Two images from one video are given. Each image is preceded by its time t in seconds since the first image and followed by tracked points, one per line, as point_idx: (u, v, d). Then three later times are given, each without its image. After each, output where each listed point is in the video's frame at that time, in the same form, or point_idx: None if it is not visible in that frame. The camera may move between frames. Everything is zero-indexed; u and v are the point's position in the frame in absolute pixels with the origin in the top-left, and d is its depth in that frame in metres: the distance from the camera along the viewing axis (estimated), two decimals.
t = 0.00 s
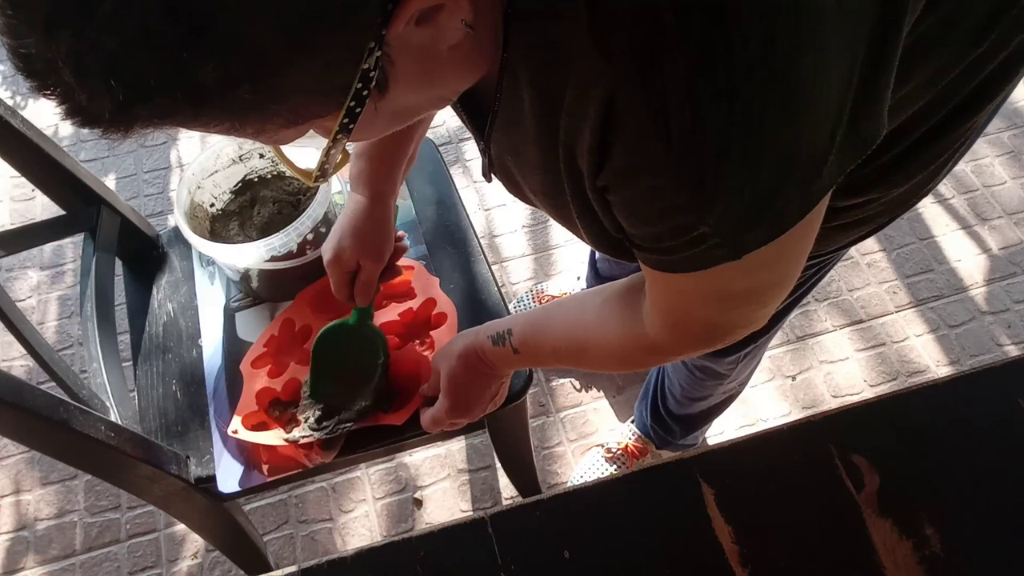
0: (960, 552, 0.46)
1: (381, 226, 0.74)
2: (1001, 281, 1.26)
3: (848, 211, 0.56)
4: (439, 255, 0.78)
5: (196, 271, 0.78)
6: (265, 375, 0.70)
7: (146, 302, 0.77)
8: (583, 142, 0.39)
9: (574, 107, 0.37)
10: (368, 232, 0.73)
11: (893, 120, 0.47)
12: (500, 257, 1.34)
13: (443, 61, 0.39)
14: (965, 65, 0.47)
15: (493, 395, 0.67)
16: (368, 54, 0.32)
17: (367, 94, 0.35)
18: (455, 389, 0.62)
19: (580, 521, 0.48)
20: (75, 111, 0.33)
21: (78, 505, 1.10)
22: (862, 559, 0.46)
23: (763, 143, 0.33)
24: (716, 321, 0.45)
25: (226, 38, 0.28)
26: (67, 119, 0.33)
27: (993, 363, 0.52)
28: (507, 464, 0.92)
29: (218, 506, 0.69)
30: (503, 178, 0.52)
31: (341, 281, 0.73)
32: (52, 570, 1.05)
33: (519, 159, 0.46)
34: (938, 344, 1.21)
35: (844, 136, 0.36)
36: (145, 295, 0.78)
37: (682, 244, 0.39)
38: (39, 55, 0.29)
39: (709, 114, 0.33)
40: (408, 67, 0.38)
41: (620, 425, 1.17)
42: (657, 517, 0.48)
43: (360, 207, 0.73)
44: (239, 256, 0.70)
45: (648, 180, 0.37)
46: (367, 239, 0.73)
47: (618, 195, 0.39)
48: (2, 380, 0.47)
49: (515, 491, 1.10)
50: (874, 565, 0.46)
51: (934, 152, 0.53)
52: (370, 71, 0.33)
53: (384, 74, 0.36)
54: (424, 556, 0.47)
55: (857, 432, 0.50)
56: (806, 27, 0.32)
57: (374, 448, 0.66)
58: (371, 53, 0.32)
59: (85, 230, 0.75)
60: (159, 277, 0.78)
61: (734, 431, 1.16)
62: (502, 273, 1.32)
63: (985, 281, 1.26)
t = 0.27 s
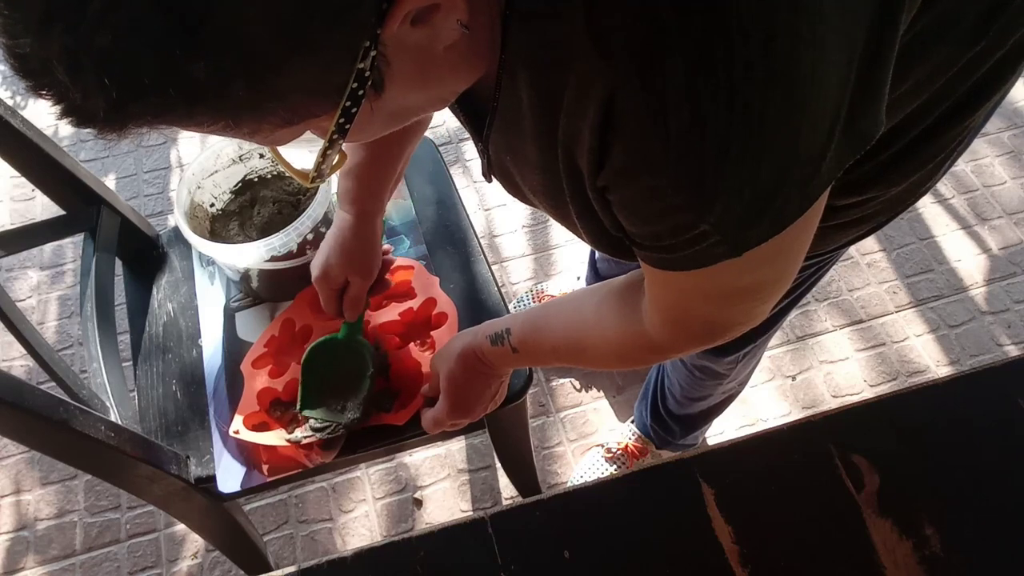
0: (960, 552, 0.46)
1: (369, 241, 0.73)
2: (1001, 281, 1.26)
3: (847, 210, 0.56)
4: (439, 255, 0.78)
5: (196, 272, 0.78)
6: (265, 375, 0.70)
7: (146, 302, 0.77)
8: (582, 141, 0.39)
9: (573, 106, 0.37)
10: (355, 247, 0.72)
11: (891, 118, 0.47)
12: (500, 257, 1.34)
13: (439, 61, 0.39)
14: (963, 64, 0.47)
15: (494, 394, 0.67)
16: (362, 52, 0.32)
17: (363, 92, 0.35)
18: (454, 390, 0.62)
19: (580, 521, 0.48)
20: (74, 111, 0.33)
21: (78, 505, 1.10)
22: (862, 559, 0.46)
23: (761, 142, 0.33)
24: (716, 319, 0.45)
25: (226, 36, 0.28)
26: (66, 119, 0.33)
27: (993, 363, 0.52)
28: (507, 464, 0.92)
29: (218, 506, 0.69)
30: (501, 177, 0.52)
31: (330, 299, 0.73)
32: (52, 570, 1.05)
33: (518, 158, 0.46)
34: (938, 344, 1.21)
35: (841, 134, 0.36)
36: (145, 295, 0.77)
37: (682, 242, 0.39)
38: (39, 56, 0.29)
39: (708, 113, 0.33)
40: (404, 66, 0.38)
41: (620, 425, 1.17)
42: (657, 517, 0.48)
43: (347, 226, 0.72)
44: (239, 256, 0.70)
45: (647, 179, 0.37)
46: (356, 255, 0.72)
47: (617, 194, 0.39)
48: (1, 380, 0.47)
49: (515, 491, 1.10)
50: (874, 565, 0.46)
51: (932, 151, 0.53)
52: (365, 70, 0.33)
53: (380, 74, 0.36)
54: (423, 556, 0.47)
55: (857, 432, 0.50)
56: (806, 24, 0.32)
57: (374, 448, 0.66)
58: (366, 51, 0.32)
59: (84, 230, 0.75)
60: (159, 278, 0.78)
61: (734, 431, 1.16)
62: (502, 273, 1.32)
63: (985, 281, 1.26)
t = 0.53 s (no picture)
0: (960, 552, 0.46)
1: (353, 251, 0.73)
2: (1001, 281, 1.26)
3: (844, 210, 0.56)
4: (439, 255, 0.78)
5: (196, 272, 0.78)
6: (265, 376, 0.70)
7: (146, 302, 0.77)
8: (581, 140, 0.39)
9: (572, 105, 0.37)
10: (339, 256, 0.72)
11: (889, 116, 0.47)
12: (500, 257, 1.34)
13: (439, 62, 0.39)
14: (960, 63, 0.47)
15: (494, 394, 0.67)
16: (361, 53, 0.32)
17: (362, 94, 0.35)
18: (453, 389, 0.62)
19: (580, 521, 0.48)
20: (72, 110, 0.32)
21: (78, 505, 1.10)
22: (862, 559, 0.46)
23: (761, 141, 0.33)
24: (716, 318, 0.45)
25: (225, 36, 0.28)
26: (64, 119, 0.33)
27: (993, 363, 0.52)
28: (507, 464, 0.92)
29: (218, 506, 0.69)
30: (500, 177, 0.52)
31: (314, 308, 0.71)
32: (52, 570, 1.05)
33: (517, 158, 0.46)
34: (938, 344, 1.21)
35: (840, 133, 0.36)
36: (145, 295, 0.77)
37: (680, 242, 0.39)
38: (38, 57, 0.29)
39: (707, 113, 0.33)
40: (403, 67, 0.37)
41: (620, 424, 1.17)
42: (657, 517, 0.48)
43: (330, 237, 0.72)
44: (239, 256, 0.70)
45: (647, 180, 0.37)
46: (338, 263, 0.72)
47: (616, 194, 0.39)
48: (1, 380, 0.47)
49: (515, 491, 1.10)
50: (874, 565, 0.46)
51: (931, 150, 0.53)
52: (363, 72, 0.33)
53: (378, 76, 0.36)
54: (423, 555, 0.47)
55: (857, 432, 0.50)
56: (805, 24, 0.32)
57: (374, 448, 0.66)
58: (365, 52, 0.32)
59: (84, 229, 0.75)
60: (159, 277, 0.78)
61: (734, 431, 1.16)
62: (502, 273, 1.32)
63: (985, 281, 1.26)
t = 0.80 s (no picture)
0: (960, 552, 0.46)
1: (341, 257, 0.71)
2: (1001, 281, 1.26)
3: (841, 210, 0.56)
4: (439, 255, 0.78)
5: (196, 272, 0.78)
6: (264, 376, 0.70)
7: (146, 302, 0.77)
8: (573, 137, 0.39)
9: (565, 102, 0.37)
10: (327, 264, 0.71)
11: (887, 115, 0.47)
12: (500, 257, 1.34)
13: (429, 57, 0.39)
14: (958, 62, 0.47)
15: (494, 395, 0.67)
16: (349, 42, 0.32)
17: (350, 88, 0.35)
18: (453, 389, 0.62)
19: (580, 521, 0.48)
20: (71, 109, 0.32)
21: (78, 505, 1.10)
22: (862, 559, 0.46)
23: (752, 137, 0.33)
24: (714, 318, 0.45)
25: (220, 33, 0.28)
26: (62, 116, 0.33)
27: (993, 363, 0.52)
28: (507, 464, 0.92)
29: (218, 506, 0.69)
30: (497, 175, 0.52)
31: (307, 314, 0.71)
32: (52, 570, 1.05)
33: (511, 156, 0.46)
34: (938, 344, 1.21)
35: (833, 131, 0.36)
36: (145, 295, 0.77)
37: (674, 239, 0.39)
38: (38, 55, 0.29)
39: (696, 109, 0.33)
40: (393, 62, 0.37)
41: (620, 424, 1.17)
42: (657, 517, 0.48)
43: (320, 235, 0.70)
44: (238, 256, 0.71)
45: (639, 175, 0.37)
46: (326, 271, 0.71)
47: (609, 191, 0.39)
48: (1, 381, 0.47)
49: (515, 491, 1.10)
50: (874, 565, 0.46)
51: (928, 150, 0.53)
52: (351, 64, 0.33)
53: (367, 69, 0.36)
54: (423, 556, 0.47)
55: (857, 432, 0.50)
56: (796, 18, 0.32)
57: (374, 448, 0.66)
58: (353, 41, 0.32)
59: (84, 229, 0.75)
60: (159, 277, 0.78)
61: (734, 431, 1.16)
62: (502, 273, 1.32)
63: (985, 281, 1.26)
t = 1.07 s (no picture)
0: (960, 552, 0.46)
1: (376, 212, 0.74)
2: (1001, 281, 1.26)
3: (838, 208, 0.56)
4: (439, 255, 0.78)
5: (196, 272, 0.78)
6: (264, 376, 0.70)
7: (146, 302, 0.77)
8: (567, 131, 0.39)
9: (558, 95, 0.37)
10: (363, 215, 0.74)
11: (884, 114, 0.47)
12: (500, 257, 1.34)
13: (422, 47, 0.39)
14: (954, 60, 0.47)
15: (495, 396, 0.67)
16: (339, 26, 0.32)
17: (340, 76, 0.35)
18: (455, 391, 0.62)
19: (580, 521, 0.48)
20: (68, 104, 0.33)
21: (78, 505, 1.10)
22: (862, 559, 0.46)
23: (745, 126, 0.33)
24: (712, 315, 0.45)
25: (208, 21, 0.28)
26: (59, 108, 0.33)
27: (993, 363, 0.52)
28: (507, 464, 0.92)
29: (218, 506, 0.69)
30: (493, 171, 0.51)
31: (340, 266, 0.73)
32: (52, 570, 1.05)
33: (507, 151, 0.46)
34: (938, 344, 1.21)
35: (828, 125, 0.35)
36: (145, 295, 0.77)
37: (671, 234, 0.39)
38: (37, 51, 0.29)
39: (689, 99, 0.33)
40: (385, 51, 0.37)
41: (620, 425, 1.17)
42: (657, 517, 0.48)
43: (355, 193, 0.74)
44: (238, 256, 0.70)
45: (632, 168, 0.37)
46: (362, 223, 0.74)
47: (604, 184, 0.39)
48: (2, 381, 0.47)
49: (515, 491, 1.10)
50: (874, 565, 0.46)
51: (925, 148, 0.53)
52: (341, 51, 0.33)
53: (358, 57, 0.36)
54: (423, 555, 0.47)
55: (857, 432, 0.50)
56: (787, 12, 0.32)
57: (373, 448, 0.66)
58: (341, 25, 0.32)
59: (84, 229, 0.75)
60: (159, 278, 0.79)
61: (734, 431, 1.16)
62: (502, 273, 1.32)
63: (985, 281, 1.26)
